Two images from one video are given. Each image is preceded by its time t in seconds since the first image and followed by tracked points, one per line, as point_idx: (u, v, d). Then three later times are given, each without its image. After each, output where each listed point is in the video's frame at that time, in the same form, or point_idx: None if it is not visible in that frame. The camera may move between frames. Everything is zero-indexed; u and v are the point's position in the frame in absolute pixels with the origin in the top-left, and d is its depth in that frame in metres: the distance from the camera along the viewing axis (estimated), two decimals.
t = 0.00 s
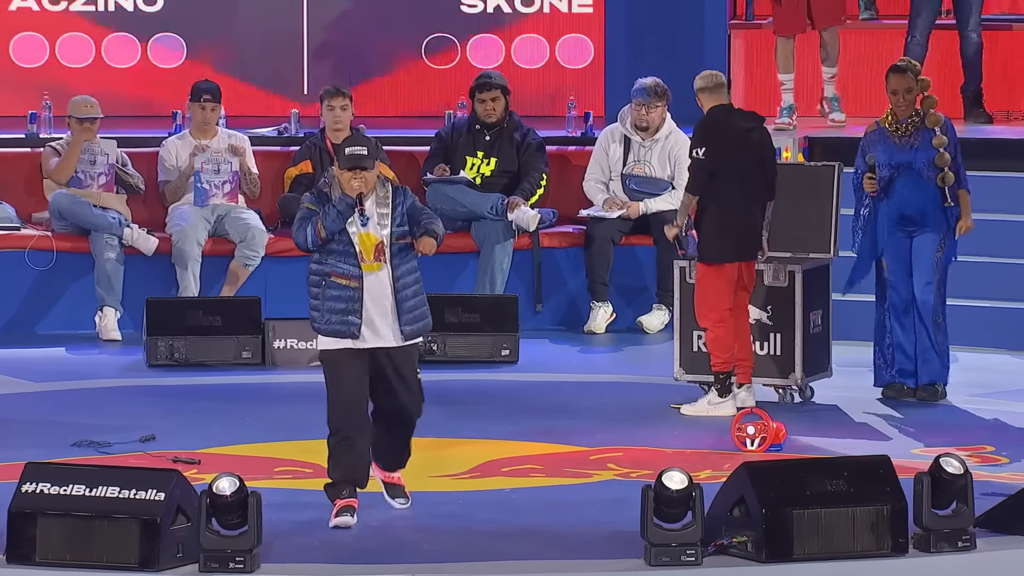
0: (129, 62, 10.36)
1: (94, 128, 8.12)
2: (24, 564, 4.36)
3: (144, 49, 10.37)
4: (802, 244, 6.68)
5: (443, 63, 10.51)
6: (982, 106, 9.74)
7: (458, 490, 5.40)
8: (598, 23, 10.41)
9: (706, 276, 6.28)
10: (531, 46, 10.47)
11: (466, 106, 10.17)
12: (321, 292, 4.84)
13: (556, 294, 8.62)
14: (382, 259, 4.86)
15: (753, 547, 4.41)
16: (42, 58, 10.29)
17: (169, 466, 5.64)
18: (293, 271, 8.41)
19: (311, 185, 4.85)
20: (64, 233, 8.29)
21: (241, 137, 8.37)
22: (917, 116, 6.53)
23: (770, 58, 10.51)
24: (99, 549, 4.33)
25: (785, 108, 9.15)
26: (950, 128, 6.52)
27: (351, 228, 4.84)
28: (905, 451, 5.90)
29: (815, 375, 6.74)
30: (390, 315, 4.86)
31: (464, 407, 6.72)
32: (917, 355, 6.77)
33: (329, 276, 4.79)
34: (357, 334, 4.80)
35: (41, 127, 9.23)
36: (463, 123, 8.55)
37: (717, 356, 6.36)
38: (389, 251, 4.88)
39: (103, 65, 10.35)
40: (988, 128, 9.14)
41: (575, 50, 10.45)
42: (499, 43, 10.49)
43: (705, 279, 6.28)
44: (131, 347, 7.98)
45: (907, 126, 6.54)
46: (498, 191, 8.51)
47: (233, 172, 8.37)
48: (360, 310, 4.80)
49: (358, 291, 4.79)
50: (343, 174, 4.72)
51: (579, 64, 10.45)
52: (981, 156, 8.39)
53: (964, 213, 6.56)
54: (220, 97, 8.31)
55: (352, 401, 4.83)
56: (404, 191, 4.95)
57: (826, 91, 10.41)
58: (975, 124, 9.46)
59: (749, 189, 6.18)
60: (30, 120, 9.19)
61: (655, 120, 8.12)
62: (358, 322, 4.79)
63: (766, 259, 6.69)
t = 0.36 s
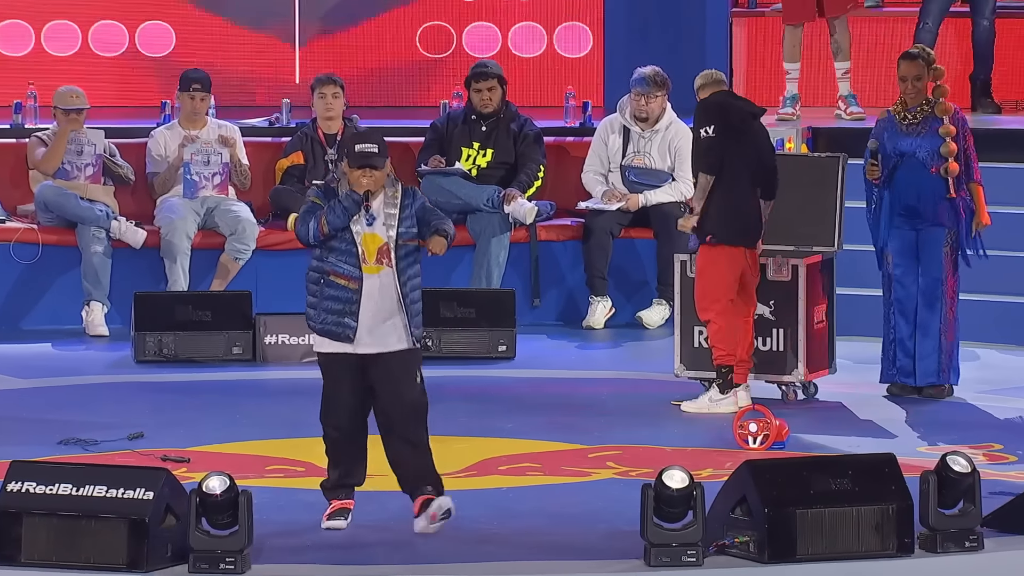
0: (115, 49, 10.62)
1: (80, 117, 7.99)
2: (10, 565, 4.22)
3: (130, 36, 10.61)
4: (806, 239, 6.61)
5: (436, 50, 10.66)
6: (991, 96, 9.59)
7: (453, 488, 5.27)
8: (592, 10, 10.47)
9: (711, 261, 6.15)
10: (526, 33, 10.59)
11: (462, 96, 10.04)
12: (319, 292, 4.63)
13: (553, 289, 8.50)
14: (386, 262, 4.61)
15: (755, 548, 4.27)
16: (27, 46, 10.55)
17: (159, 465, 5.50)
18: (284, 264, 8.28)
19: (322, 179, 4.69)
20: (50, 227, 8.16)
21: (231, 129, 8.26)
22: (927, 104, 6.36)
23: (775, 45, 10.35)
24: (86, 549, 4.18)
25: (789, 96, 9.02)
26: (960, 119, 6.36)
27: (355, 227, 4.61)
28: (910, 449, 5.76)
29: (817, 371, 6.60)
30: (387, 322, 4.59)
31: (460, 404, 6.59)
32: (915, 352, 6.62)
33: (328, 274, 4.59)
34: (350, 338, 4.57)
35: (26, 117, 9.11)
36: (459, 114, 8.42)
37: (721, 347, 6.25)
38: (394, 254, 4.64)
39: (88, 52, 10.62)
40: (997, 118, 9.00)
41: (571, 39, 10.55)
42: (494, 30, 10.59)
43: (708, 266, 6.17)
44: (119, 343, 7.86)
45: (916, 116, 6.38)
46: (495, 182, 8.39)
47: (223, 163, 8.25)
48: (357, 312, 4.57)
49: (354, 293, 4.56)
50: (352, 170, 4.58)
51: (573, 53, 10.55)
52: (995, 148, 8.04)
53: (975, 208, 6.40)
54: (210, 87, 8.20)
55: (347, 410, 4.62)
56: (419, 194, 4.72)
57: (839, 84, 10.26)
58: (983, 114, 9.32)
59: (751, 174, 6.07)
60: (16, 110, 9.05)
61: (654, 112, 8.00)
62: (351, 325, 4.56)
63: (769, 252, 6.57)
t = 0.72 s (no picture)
0: (107, 45, 10.76)
1: (72, 115, 7.89)
2: None
3: (123, 31, 10.74)
4: (808, 235, 6.47)
5: (434, 46, 10.80)
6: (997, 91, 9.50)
7: (450, 490, 5.17)
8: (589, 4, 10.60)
9: (715, 254, 6.09)
10: (526, 29, 10.73)
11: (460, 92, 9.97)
12: (341, 309, 4.47)
13: (552, 289, 8.40)
14: (408, 277, 4.43)
15: (756, 551, 4.18)
16: (17, 41, 10.70)
17: (151, 467, 5.41)
18: (279, 262, 8.17)
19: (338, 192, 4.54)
20: (40, 225, 8.07)
21: (225, 125, 8.16)
22: (932, 101, 6.28)
23: (778, 40, 10.26)
24: (77, 553, 4.08)
25: (792, 92, 8.93)
26: (965, 115, 6.26)
27: (375, 241, 4.45)
28: (914, 451, 5.67)
29: (818, 372, 6.52)
30: (411, 338, 4.41)
31: (457, 405, 6.51)
32: (919, 354, 6.54)
33: (350, 291, 4.43)
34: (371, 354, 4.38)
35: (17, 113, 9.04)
36: (456, 110, 8.33)
37: (721, 342, 6.17)
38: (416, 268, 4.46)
39: (80, 48, 10.76)
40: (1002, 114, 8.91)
41: (571, 35, 10.70)
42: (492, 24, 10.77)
43: (712, 259, 6.10)
44: (109, 343, 7.79)
45: (923, 112, 6.29)
46: (493, 180, 8.29)
47: (218, 160, 8.17)
48: (380, 328, 4.39)
49: (376, 308, 4.39)
50: (373, 183, 4.41)
51: (573, 49, 10.71)
52: (1001, 144, 7.94)
53: (975, 205, 6.34)
54: (204, 83, 8.10)
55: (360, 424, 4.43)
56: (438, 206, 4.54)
57: (843, 81, 10.15)
58: (990, 110, 9.22)
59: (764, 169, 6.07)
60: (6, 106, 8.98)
61: (654, 108, 7.91)
62: (372, 341, 4.37)
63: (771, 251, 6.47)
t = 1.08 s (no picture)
0: (105, 41, 10.71)
1: (68, 112, 7.85)
2: None
3: (120, 26, 10.70)
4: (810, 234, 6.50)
5: (434, 41, 10.77)
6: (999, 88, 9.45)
7: (450, 489, 5.13)
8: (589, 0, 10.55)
9: (723, 242, 6.14)
10: (525, 24, 10.67)
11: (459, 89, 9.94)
12: (339, 317, 4.22)
13: (552, 287, 8.36)
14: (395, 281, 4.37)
15: (758, 551, 4.13)
16: (14, 36, 10.64)
17: (148, 465, 5.36)
18: (276, 260, 8.16)
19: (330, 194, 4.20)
20: (36, 222, 8.03)
21: (222, 121, 8.12)
22: (935, 97, 6.23)
23: (779, 37, 10.22)
24: (74, 553, 4.03)
25: (798, 88, 8.91)
26: (968, 112, 6.21)
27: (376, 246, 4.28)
28: (917, 450, 5.63)
29: (821, 371, 6.47)
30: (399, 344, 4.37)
31: (456, 403, 6.47)
32: (922, 352, 6.51)
33: (355, 299, 4.22)
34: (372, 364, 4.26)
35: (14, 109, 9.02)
36: (455, 106, 8.29)
37: (726, 331, 6.12)
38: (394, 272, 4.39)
39: (78, 43, 10.71)
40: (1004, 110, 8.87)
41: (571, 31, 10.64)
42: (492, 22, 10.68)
43: (722, 244, 6.14)
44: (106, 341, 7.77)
45: (926, 108, 6.24)
46: (493, 176, 8.25)
47: (213, 156, 8.11)
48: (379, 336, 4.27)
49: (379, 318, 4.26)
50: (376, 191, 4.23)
51: (574, 46, 10.64)
52: (1004, 140, 7.90)
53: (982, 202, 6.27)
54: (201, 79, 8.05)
55: (344, 435, 4.26)
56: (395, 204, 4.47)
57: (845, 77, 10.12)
58: (993, 106, 9.17)
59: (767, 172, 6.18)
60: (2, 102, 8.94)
61: (656, 105, 7.86)
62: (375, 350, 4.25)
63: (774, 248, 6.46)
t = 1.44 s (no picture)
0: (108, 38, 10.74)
1: (72, 110, 7.83)
2: None
3: (124, 23, 10.73)
4: (815, 232, 6.49)
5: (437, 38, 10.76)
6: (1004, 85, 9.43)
7: (455, 487, 5.13)
8: None
9: (731, 239, 6.12)
10: (529, 22, 10.65)
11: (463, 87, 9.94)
12: (297, 314, 4.25)
13: (556, 285, 8.35)
14: (371, 282, 4.31)
15: (763, 549, 4.13)
16: (17, 34, 10.66)
17: (153, 463, 5.37)
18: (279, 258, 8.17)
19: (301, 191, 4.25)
20: (40, 220, 8.03)
21: (226, 119, 8.10)
22: (942, 95, 6.24)
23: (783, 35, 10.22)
24: (79, 550, 4.04)
25: (804, 87, 8.90)
26: (974, 109, 6.20)
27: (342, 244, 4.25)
28: (922, 448, 5.62)
29: (824, 369, 6.47)
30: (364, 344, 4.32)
31: (460, 401, 6.48)
32: (927, 351, 6.50)
33: (312, 297, 4.23)
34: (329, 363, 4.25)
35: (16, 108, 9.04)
36: (459, 104, 8.29)
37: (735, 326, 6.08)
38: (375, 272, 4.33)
39: (81, 42, 10.74)
40: (1009, 108, 8.86)
41: (574, 27, 10.64)
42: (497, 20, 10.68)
43: (726, 255, 6.13)
44: (111, 338, 7.76)
45: (932, 106, 6.25)
46: (497, 174, 8.24)
47: (218, 155, 8.10)
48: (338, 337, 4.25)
49: (339, 318, 4.24)
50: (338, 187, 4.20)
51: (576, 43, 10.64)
52: (1009, 138, 7.88)
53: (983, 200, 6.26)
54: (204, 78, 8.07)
55: (329, 431, 4.30)
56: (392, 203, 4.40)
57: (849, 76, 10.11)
58: (997, 104, 9.16)
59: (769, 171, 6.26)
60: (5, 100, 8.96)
61: (659, 103, 7.89)
62: (332, 350, 4.24)
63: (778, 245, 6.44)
